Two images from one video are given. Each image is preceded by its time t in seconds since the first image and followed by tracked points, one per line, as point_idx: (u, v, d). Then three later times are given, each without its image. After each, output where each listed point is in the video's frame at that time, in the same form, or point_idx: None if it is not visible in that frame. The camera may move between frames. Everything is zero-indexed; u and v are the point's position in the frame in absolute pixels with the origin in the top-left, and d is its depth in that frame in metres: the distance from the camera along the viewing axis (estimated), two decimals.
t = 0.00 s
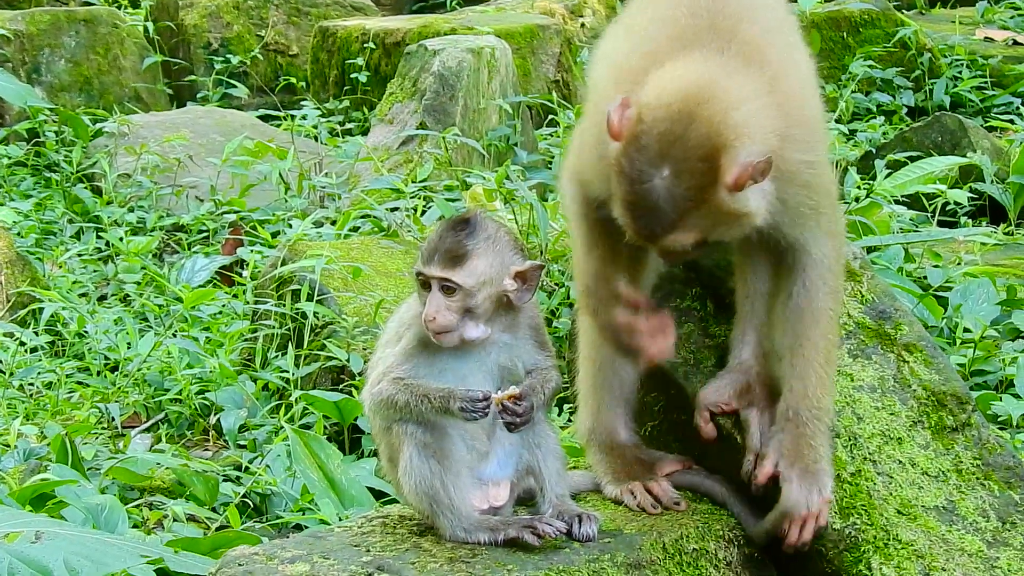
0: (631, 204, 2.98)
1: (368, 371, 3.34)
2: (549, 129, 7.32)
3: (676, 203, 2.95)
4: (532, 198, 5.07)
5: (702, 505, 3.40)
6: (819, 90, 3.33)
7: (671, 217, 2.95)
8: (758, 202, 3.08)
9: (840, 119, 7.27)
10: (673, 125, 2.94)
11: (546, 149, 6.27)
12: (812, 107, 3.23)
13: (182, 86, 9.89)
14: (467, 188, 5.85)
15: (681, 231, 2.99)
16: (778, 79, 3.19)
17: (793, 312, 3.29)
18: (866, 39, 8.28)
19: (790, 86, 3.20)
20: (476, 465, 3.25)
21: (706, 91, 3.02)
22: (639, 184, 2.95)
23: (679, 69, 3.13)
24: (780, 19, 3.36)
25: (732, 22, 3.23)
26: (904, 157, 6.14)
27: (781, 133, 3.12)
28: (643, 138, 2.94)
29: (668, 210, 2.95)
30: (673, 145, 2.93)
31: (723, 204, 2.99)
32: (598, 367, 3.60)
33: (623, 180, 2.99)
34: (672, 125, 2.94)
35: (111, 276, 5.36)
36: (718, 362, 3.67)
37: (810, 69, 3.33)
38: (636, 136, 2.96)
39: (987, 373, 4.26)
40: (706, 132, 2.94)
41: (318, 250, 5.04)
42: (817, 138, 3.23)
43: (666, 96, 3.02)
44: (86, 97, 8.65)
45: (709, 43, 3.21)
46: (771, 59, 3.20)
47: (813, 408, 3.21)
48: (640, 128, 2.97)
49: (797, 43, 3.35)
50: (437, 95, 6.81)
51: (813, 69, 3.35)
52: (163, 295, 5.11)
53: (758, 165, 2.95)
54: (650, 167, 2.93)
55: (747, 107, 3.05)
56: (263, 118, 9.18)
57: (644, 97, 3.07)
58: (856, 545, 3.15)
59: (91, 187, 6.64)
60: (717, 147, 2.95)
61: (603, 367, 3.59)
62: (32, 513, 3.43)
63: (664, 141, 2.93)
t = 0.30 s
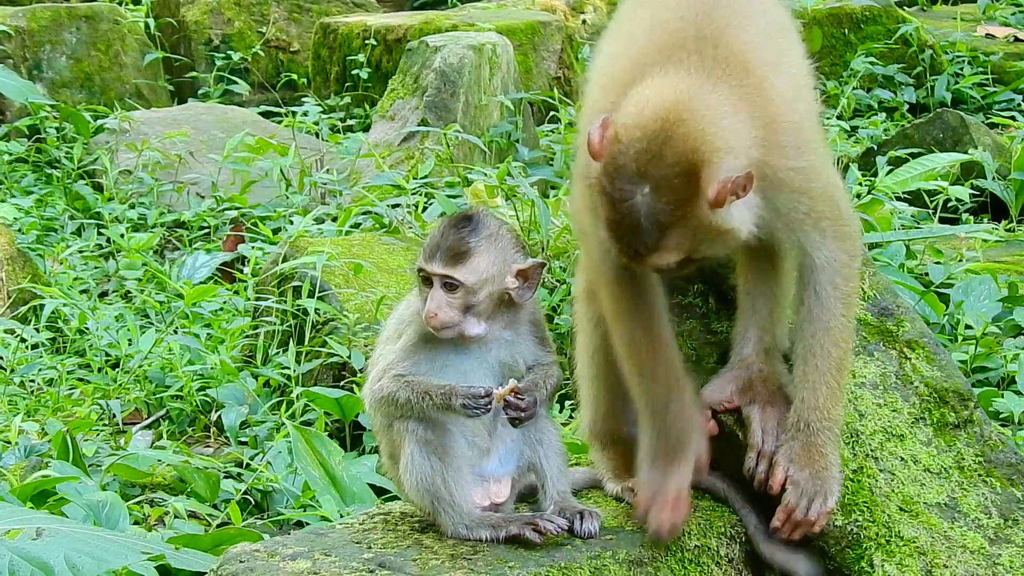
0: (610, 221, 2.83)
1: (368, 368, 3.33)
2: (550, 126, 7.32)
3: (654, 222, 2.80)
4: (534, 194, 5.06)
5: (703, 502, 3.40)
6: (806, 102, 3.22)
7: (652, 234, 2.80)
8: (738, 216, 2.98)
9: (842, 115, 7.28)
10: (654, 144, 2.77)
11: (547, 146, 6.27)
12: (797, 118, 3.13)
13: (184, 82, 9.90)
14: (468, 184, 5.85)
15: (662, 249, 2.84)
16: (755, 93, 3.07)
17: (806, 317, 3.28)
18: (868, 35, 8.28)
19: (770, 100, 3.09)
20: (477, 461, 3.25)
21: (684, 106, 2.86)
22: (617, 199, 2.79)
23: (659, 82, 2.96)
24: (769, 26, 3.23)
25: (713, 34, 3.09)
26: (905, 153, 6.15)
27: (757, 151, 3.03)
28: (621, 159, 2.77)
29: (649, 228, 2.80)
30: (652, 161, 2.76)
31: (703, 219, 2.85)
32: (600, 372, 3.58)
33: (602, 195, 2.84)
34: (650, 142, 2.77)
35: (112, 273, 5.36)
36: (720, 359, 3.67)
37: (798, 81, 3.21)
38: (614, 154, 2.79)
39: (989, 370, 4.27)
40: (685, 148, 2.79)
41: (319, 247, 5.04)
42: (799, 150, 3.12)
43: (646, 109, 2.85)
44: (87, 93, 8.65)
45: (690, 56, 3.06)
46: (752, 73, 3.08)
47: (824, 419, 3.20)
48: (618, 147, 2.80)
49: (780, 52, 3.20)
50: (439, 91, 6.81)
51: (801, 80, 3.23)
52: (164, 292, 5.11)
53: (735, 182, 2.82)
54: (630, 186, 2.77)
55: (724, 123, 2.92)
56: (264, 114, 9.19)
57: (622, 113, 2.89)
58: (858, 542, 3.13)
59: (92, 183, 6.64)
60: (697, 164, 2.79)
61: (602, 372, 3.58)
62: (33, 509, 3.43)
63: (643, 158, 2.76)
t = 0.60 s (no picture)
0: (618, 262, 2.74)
1: (369, 365, 3.34)
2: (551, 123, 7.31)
3: (664, 267, 2.71)
4: (534, 192, 5.06)
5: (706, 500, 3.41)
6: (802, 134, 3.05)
7: (659, 278, 2.73)
8: (745, 252, 2.88)
9: (843, 112, 7.28)
10: (662, 187, 2.66)
11: (548, 144, 6.26)
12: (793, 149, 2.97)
13: (185, 79, 9.90)
14: (469, 182, 5.85)
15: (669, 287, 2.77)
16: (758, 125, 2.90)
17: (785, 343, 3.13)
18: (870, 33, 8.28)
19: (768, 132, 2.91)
20: (479, 459, 3.25)
21: (692, 142, 2.73)
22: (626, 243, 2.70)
23: (661, 117, 2.83)
24: (764, 50, 3.05)
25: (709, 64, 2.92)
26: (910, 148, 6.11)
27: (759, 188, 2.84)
28: (629, 202, 2.68)
29: (657, 273, 2.73)
30: (660, 208, 2.66)
31: (711, 261, 2.75)
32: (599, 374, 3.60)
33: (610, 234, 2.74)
34: (659, 187, 2.66)
35: (113, 270, 5.36)
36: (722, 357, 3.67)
37: (796, 111, 3.05)
38: (621, 197, 2.69)
39: (989, 367, 4.27)
40: (697, 193, 2.67)
41: (320, 245, 5.04)
42: (790, 190, 2.97)
43: (654, 148, 2.72)
44: (87, 91, 8.64)
45: (688, 88, 2.90)
46: (750, 105, 2.90)
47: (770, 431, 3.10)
48: (625, 189, 2.69)
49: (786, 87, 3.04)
50: (440, 88, 6.81)
51: (798, 112, 3.06)
52: (165, 289, 5.11)
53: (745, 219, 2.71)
54: (637, 230, 2.68)
55: (731, 159, 2.77)
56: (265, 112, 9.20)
57: (625, 149, 2.78)
58: (859, 539, 3.13)
59: (93, 180, 6.64)
60: (707, 210, 2.68)
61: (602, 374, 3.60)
62: (34, 506, 3.43)
63: (652, 205, 2.66)
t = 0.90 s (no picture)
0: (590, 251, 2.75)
1: (372, 360, 3.34)
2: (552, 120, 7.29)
3: (637, 260, 2.71)
4: (535, 189, 5.06)
5: (706, 497, 3.41)
6: (802, 157, 3.05)
7: (633, 271, 2.74)
8: (722, 254, 2.86)
9: (843, 110, 7.29)
10: (642, 181, 2.66)
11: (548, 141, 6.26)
12: (790, 168, 2.97)
13: (185, 77, 9.90)
14: (469, 179, 5.86)
15: (641, 280, 2.78)
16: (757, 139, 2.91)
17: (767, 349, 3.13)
18: (871, 29, 8.28)
19: (765, 148, 2.91)
20: (481, 455, 3.25)
21: (679, 140, 2.74)
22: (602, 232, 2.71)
23: (655, 112, 2.83)
24: (775, 66, 3.07)
25: (717, 71, 2.95)
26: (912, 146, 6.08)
27: (744, 193, 2.84)
28: (608, 192, 2.68)
29: (631, 266, 2.73)
30: (638, 199, 2.67)
31: (687, 258, 2.75)
32: (594, 367, 3.59)
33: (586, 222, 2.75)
34: (640, 180, 2.67)
35: (113, 268, 5.36)
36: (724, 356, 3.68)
37: (799, 131, 3.06)
38: (601, 187, 2.69)
39: (989, 365, 4.28)
40: (675, 189, 2.67)
41: (320, 243, 5.04)
42: (779, 212, 2.95)
43: (640, 141, 2.73)
44: (87, 88, 8.65)
45: (689, 89, 2.91)
46: (751, 118, 2.91)
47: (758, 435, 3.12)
48: (606, 179, 2.70)
49: (790, 106, 3.05)
50: (440, 86, 6.81)
51: (801, 129, 3.08)
52: (165, 287, 5.11)
53: (725, 220, 2.71)
54: (615, 221, 2.68)
55: (718, 163, 2.77)
56: (265, 109, 9.21)
57: (615, 139, 2.79)
58: (858, 536, 3.12)
59: (92, 178, 6.64)
60: (686, 207, 2.69)
61: (597, 369, 3.59)
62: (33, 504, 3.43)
63: (631, 196, 2.66)
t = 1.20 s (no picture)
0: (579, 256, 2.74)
1: (370, 356, 3.33)
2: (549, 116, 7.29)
3: (626, 263, 2.70)
4: (532, 185, 5.06)
5: (705, 493, 3.41)
6: (789, 155, 3.05)
7: (623, 275, 2.73)
8: (712, 251, 2.85)
9: (841, 106, 7.29)
10: (629, 185, 2.65)
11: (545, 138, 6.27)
12: (775, 165, 2.96)
13: (182, 74, 9.91)
14: (467, 176, 5.87)
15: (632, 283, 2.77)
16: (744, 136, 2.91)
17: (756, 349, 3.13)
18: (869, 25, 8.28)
19: (751, 145, 2.90)
20: (479, 452, 3.25)
21: (663, 141, 2.74)
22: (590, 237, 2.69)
23: (641, 113, 2.83)
24: (760, 67, 3.08)
25: (702, 70, 2.96)
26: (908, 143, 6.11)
27: (731, 190, 2.83)
28: (594, 198, 2.66)
29: (621, 270, 2.72)
30: (626, 204, 2.65)
31: (677, 259, 2.74)
32: (588, 366, 3.59)
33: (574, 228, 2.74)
34: (625, 183, 2.65)
35: (111, 265, 5.36)
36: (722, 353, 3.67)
37: (786, 128, 3.08)
38: (587, 193, 2.68)
39: (987, 361, 4.28)
40: (663, 191, 2.66)
41: (318, 239, 5.04)
42: (766, 208, 2.94)
43: (625, 144, 2.72)
44: (85, 85, 8.65)
45: (673, 90, 2.90)
46: (735, 115, 2.91)
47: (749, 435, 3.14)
48: (591, 185, 2.68)
49: (777, 104, 3.06)
50: (438, 83, 6.81)
51: (790, 127, 3.09)
52: (162, 284, 5.12)
53: (712, 218, 2.71)
54: (602, 227, 2.67)
55: (703, 161, 2.77)
56: (263, 106, 9.21)
57: (601, 143, 2.78)
58: (856, 532, 3.11)
59: (91, 175, 6.64)
60: (674, 208, 2.68)
61: (592, 369, 3.59)
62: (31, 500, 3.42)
63: (618, 201, 2.65)
